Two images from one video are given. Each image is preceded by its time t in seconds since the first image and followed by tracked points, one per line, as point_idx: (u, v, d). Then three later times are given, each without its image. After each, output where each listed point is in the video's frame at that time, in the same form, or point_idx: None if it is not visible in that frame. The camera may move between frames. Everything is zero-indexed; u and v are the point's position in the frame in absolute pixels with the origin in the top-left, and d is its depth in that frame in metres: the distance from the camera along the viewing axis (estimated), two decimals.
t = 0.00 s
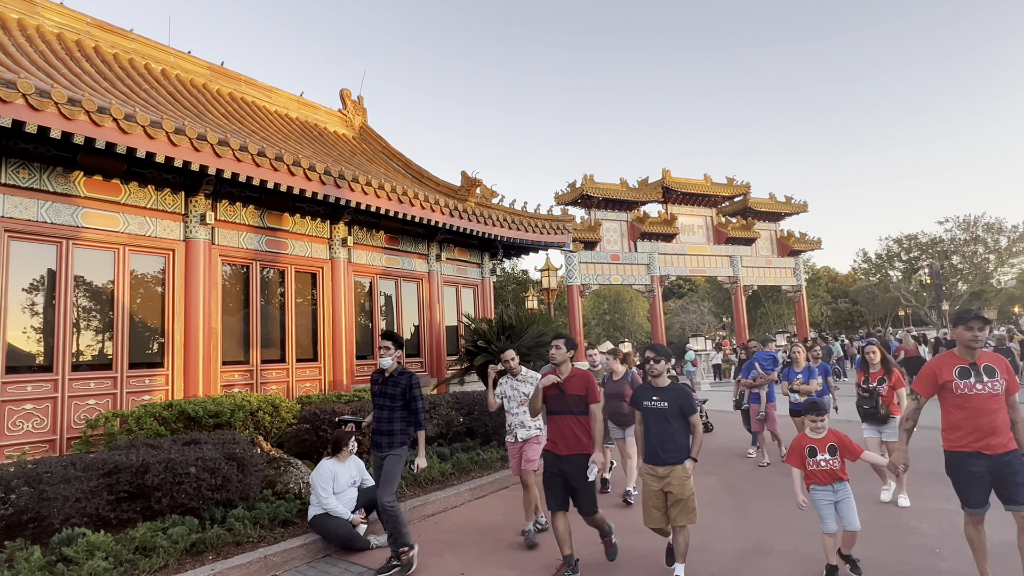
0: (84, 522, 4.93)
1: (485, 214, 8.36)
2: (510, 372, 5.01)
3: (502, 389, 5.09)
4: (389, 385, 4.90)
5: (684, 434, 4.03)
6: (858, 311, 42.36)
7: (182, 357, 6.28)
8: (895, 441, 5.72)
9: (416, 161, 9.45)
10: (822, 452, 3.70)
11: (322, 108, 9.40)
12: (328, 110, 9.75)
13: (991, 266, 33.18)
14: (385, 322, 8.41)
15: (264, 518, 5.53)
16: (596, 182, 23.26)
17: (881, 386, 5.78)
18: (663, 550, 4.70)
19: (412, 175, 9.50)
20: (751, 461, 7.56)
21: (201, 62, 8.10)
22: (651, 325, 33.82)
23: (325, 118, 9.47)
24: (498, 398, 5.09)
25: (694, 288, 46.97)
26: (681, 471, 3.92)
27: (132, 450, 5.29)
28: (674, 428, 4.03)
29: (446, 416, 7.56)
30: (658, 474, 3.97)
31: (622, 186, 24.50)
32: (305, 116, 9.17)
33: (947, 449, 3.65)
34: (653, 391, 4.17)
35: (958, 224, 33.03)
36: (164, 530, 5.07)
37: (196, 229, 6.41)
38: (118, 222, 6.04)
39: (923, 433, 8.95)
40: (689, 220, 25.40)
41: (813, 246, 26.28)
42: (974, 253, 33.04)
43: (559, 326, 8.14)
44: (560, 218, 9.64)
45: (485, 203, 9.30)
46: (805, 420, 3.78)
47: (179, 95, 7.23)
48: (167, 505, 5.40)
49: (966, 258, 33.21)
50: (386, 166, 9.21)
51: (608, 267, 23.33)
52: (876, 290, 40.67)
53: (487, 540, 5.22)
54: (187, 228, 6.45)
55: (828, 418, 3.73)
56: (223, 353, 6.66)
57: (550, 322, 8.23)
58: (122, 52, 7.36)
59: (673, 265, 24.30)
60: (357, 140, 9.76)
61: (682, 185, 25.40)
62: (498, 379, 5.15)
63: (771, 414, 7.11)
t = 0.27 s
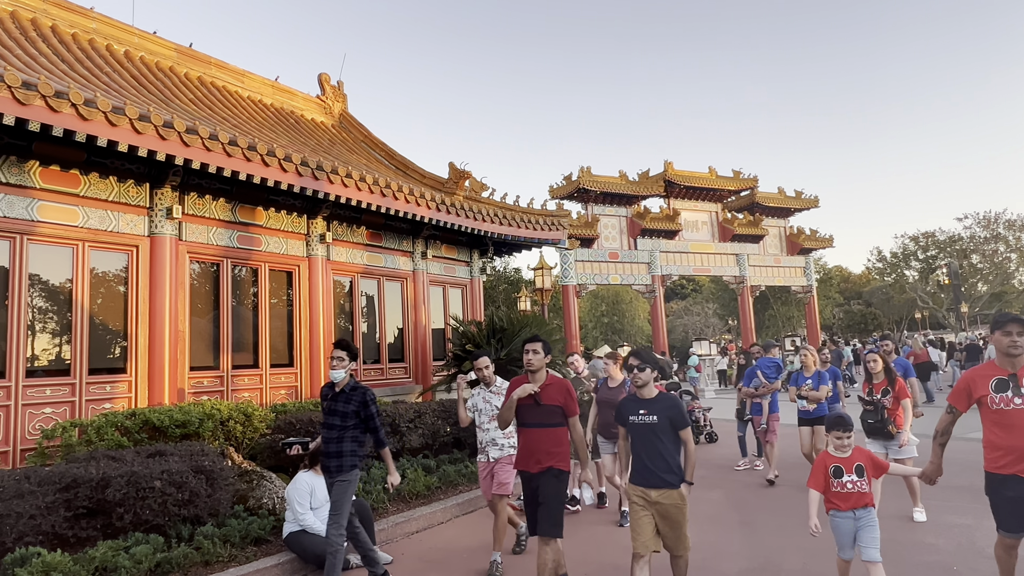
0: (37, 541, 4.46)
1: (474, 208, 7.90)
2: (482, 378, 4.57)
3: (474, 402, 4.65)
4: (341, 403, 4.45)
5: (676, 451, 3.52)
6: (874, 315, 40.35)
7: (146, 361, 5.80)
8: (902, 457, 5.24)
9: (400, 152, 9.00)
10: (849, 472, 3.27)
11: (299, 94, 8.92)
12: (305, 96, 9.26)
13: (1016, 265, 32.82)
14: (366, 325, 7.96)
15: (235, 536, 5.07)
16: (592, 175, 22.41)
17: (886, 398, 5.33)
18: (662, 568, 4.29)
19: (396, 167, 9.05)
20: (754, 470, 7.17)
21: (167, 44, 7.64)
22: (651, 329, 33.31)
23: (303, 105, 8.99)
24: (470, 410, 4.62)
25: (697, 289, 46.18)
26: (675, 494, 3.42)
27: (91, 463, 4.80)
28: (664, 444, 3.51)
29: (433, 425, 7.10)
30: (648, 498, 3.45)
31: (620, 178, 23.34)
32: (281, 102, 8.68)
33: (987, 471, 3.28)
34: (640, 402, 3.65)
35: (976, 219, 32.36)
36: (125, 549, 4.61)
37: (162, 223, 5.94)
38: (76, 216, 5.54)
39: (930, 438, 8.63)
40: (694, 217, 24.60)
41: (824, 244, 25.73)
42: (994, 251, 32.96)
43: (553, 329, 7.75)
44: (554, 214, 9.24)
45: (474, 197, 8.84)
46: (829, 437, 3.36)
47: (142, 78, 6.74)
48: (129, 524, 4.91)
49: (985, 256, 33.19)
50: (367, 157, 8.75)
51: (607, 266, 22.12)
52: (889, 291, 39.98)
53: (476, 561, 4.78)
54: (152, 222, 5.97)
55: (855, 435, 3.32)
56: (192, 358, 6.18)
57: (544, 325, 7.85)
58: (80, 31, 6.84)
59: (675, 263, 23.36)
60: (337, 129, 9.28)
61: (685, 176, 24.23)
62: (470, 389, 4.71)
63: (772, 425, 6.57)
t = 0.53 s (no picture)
0: None
1: (462, 203, 7.56)
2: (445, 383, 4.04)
3: (439, 409, 4.15)
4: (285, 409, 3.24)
5: (650, 467, 3.08)
6: (884, 317, 39.60)
7: (112, 365, 5.44)
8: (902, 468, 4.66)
9: (384, 143, 8.67)
10: (872, 487, 2.99)
11: (276, 81, 8.53)
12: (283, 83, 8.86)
13: None
14: (347, 326, 7.60)
15: (207, 553, 4.73)
16: (587, 169, 21.87)
17: (882, 403, 4.72)
18: None
19: (379, 159, 8.70)
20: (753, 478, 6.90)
21: (135, 28, 7.27)
22: (648, 331, 32.89)
23: (281, 93, 8.61)
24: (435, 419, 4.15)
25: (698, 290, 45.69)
26: (647, 519, 3.01)
27: (53, 472, 4.44)
28: (637, 461, 3.07)
29: (418, 432, 6.76)
30: (619, 520, 3.05)
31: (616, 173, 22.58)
32: (257, 89, 8.30)
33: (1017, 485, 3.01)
34: (610, 413, 3.19)
35: (988, 215, 32.09)
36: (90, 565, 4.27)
37: (129, 218, 5.60)
38: (36, 209, 5.17)
39: (933, 444, 8.39)
40: (694, 212, 24.34)
41: (830, 243, 25.61)
42: (1005, 251, 32.59)
43: (545, 331, 7.41)
44: (547, 209, 8.87)
45: (461, 190, 8.50)
46: (852, 447, 3.07)
47: (105, 63, 6.37)
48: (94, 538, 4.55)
49: (998, 255, 32.85)
50: (348, 148, 8.40)
51: (602, 265, 21.81)
52: (897, 292, 39.48)
53: None
54: (118, 216, 5.62)
55: (881, 445, 3.02)
56: (161, 360, 5.84)
57: (535, 327, 7.48)
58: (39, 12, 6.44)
59: (674, 263, 23.08)
60: (317, 118, 8.90)
61: (684, 170, 23.81)
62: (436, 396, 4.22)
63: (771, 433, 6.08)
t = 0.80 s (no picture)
0: None
1: (448, 198, 7.30)
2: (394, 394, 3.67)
3: (388, 422, 3.73)
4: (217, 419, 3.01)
5: (619, 484, 2.71)
6: (885, 318, 39.03)
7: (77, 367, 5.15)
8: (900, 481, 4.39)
9: (365, 135, 8.44)
10: (884, 509, 2.80)
11: (251, 68, 8.22)
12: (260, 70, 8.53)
13: None
14: (326, 327, 7.31)
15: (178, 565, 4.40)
16: (579, 163, 21.59)
17: (880, 411, 4.40)
18: None
19: (360, 150, 8.47)
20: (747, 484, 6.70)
21: (100, 11, 6.95)
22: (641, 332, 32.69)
23: (257, 80, 8.29)
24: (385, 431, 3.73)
25: (693, 290, 45.41)
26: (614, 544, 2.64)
27: (11, 480, 4.12)
28: (606, 478, 2.70)
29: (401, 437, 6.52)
30: (582, 545, 2.69)
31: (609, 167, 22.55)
32: (232, 76, 7.99)
33: None
34: (579, 422, 2.81)
35: (992, 211, 32.24)
36: None
37: (95, 212, 5.32)
38: None
39: (935, 450, 8.24)
40: (690, 209, 24.18)
41: (830, 242, 25.52)
42: (1011, 250, 32.34)
43: (533, 332, 7.17)
44: (537, 204, 8.55)
45: (448, 185, 8.28)
46: (861, 466, 2.84)
47: (67, 47, 6.06)
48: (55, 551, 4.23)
49: (1003, 255, 32.73)
50: (328, 139, 8.12)
51: (594, 264, 21.59)
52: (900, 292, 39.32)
53: None
54: (84, 209, 5.32)
55: (889, 460, 2.81)
56: (129, 362, 5.56)
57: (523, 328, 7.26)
58: None
59: (668, 262, 22.92)
60: (295, 107, 8.59)
61: (678, 165, 23.52)
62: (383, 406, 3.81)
63: (767, 441, 5.73)
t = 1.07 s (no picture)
0: None
1: (431, 192, 7.10)
2: (339, 395, 3.47)
3: (330, 421, 3.58)
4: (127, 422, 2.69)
5: (578, 505, 2.48)
6: (882, 318, 39.89)
7: (40, 367, 4.92)
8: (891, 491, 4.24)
9: (344, 127, 8.15)
10: (892, 520, 2.63)
11: (225, 55, 7.99)
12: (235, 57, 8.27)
13: None
14: (303, 326, 7.09)
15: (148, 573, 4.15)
16: (567, 157, 21.48)
17: (877, 417, 4.25)
18: None
19: (340, 143, 8.21)
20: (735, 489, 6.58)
21: None
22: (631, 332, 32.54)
23: (231, 69, 8.05)
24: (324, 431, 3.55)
25: (684, 289, 45.27)
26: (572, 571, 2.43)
27: None
28: (563, 497, 2.48)
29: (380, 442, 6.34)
30: (535, 570, 2.49)
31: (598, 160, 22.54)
32: (205, 64, 7.76)
33: None
34: (538, 434, 2.58)
35: (992, 211, 32.27)
36: None
37: (60, 204, 5.08)
38: None
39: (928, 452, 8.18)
40: (681, 205, 24.10)
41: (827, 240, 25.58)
42: (1010, 250, 32.50)
43: (519, 333, 6.99)
44: (524, 200, 8.32)
45: (430, 177, 8.05)
46: (863, 475, 2.69)
47: (28, 33, 5.84)
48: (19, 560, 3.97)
49: (1002, 254, 32.84)
50: (306, 130, 7.91)
51: (583, 262, 21.41)
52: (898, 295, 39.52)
53: None
54: (47, 202, 5.08)
55: (892, 469, 2.67)
56: (95, 362, 5.32)
57: (508, 328, 7.08)
58: None
59: (659, 259, 22.78)
60: (272, 96, 8.35)
61: (670, 160, 23.44)
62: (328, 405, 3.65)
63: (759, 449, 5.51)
